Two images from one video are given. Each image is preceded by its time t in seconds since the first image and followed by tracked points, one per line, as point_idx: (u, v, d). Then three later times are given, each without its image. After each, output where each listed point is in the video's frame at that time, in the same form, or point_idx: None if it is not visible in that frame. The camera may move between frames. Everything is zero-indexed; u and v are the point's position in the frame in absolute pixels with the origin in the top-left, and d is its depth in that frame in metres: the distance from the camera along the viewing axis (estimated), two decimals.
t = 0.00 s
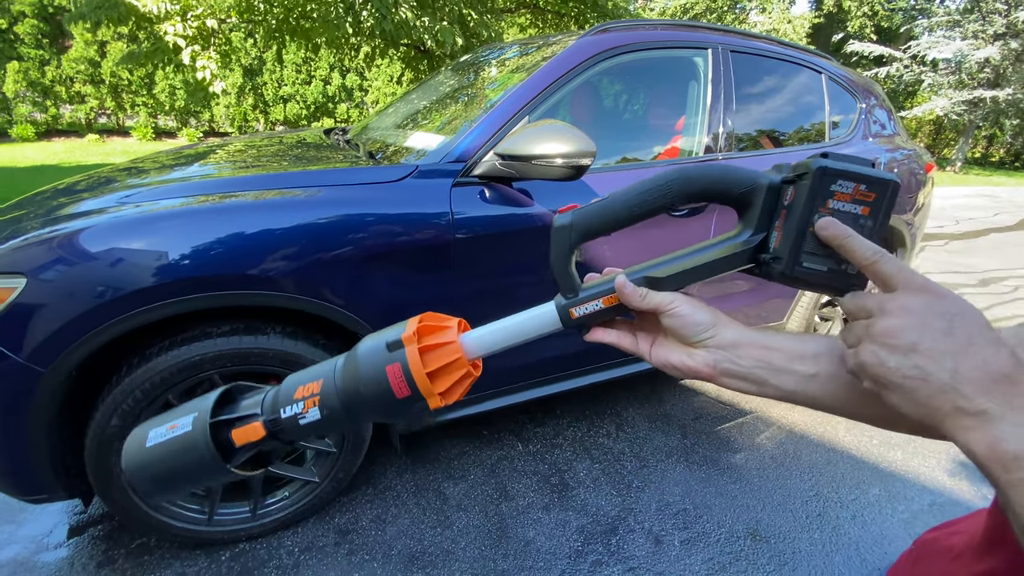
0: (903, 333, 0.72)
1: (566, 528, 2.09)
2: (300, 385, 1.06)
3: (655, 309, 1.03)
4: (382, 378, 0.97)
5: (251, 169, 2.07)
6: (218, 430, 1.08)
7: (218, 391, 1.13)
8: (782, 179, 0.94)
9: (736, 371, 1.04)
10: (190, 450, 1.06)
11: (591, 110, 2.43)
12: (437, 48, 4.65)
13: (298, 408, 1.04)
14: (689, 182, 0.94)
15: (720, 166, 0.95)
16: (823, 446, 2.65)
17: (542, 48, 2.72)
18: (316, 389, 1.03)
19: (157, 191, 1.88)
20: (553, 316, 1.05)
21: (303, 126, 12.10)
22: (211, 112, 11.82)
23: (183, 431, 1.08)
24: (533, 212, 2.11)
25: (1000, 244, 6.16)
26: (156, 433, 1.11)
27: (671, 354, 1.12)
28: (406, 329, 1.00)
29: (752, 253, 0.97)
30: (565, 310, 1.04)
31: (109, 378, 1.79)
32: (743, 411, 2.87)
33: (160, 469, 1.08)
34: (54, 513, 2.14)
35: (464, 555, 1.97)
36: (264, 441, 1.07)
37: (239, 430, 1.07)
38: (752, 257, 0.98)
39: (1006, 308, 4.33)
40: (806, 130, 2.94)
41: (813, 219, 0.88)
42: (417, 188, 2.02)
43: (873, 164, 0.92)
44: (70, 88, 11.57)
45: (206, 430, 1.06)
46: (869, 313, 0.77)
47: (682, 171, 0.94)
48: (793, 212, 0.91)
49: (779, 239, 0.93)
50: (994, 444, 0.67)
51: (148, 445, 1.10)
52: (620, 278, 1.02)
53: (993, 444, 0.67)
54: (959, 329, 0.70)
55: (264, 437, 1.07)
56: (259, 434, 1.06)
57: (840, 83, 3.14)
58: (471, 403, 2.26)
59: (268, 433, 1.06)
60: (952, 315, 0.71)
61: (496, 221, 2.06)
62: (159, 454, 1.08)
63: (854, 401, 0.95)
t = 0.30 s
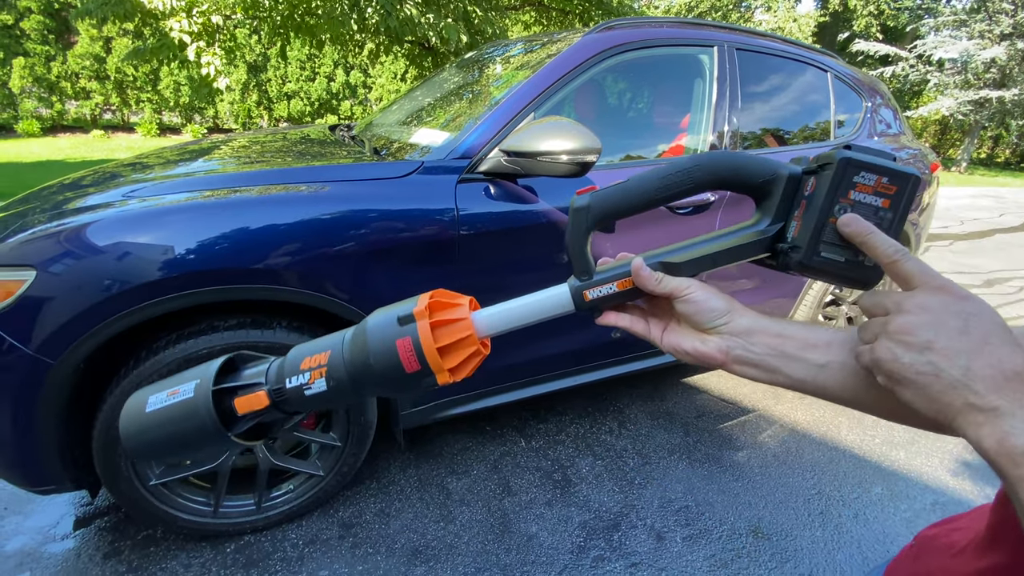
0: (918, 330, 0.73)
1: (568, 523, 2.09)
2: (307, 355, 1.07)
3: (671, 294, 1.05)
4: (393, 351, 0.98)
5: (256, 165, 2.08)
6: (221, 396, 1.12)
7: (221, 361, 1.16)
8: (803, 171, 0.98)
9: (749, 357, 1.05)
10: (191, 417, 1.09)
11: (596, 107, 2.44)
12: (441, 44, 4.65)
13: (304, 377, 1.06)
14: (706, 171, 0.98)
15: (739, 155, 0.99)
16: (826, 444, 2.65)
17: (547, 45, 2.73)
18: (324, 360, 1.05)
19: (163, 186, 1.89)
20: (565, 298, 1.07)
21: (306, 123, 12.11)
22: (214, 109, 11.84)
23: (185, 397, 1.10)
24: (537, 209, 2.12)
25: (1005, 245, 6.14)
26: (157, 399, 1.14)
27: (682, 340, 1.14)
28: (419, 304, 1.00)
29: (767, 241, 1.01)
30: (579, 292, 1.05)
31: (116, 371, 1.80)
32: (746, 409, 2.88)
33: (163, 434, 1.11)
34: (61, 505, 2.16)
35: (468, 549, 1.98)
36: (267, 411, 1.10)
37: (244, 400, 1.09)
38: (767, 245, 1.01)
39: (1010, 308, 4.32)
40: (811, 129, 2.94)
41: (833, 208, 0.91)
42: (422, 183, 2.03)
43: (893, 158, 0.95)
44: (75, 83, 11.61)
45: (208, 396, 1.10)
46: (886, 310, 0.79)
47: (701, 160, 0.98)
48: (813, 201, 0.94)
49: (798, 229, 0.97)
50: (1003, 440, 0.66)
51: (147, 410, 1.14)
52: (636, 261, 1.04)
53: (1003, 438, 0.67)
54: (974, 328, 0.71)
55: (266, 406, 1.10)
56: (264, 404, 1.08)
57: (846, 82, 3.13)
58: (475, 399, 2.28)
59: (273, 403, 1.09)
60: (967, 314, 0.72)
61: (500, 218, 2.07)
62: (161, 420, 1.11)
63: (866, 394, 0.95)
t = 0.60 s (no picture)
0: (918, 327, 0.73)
1: (568, 520, 2.10)
2: (312, 340, 1.07)
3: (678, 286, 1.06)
4: (398, 337, 0.98)
5: (257, 162, 2.08)
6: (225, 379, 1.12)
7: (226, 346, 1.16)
8: (809, 166, 0.98)
9: (753, 350, 1.08)
10: (194, 400, 1.09)
11: (597, 105, 2.43)
12: (442, 41, 4.65)
13: (308, 362, 1.05)
14: (715, 164, 0.97)
15: (748, 150, 0.99)
16: (826, 443, 2.65)
17: (548, 43, 2.73)
18: (329, 346, 1.05)
19: (164, 182, 1.89)
20: (571, 289, 1.07)
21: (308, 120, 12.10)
22: (215, 106, 11.83)
23: (187, 380, 1.10)
24: (538, 207, 2.12)
25: (1007, 245, 6.13)
26: (160, 381, 1.13)
27: (686, 331, 1.15)
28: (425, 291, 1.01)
29: (773, 236, 1.01)
30: (584, 283, 1.06)
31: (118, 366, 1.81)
32: (745, 407, 2.88)
33: (166, 416, 1.11)
34: (62, 500, 2.17)
35: (467, 545, 1.99)
36: (271, 395, 1.10)
37: (247, 384, 1.09)
38: (774, 240, 1.02)
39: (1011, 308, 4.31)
40: (813, 128, 2.94)
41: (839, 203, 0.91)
42: (423, 181, 2.03)
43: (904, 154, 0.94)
44: (76, 80, 11.60)
45: (212, 378, 1.09)
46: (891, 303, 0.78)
47: (711, 153, 0.98)
48: (820, 196, 0.94)
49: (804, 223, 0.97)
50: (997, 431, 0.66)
51: (149, 392, 1.13)
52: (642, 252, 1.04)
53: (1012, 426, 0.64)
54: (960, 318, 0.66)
55: (269, 390, 1.10)
56: (267, 387, 1.09)
57: (848, 80, 3.12)
58: (475, 396, 2.28)
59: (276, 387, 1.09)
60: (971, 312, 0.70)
61: (501, 215, 2.07)
62: (163, 403, 1.11)
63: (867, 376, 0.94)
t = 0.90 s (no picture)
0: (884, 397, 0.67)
1: (565, 518, 2.10)
2: (315, 345, 1.06)
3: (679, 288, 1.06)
4: (399, 342, 0.98)
5: (255, 159, 2.08)
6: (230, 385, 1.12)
7: (230, 350, 1.16)
8: (806, 167, 0.98)
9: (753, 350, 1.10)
10: (200, 405, 1.08)
11: (596, 103, 2.43)
12: (441, 39, 4.65)
13: (311, 367, 1.05)
14: (714, 166, 0.95)
15: (749, 150, 0.96)
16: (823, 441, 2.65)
17: (548, 41, 2.72)
18: (331, 350, 1.04)
19: (162, 180, 1.89)
20: (571, 291, 1.06)
21: (307, 118, 12.09)
22: (214, 103, 11.81)
23: (192, 385, 1.11)
24: (536, 205, 2.12)
25: (1006, 244, 6.13)
26: (165, 386, 1.14)
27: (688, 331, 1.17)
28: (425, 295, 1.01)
29: (769, 238, 1.01)
30: (583, 286, 1.04)
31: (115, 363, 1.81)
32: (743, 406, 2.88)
33: (169, 422, 1.12)
34: (60, 497, 2.17)
35: (464, 543, 1.99)
36: (276, 399, 1.10)
37: (252, 389, 1.09)
38: (770, 242, 1.02)
39: (1008, 307, 4.33)
40: (812, 126, 2.93)
41: (837, 206, 0.93)
42: (420, 179, 2.03)
43: (898, 156, 0.96)
44: (75, 77, 11.58)
45: (216, 385, 1.09)
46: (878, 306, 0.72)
47: (710, 153, 0.96)
48: (818, 198, 0.95)
49: (801, 225, 0.97)
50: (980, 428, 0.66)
51: (155, 398, 1.14)
52: (642, 254, 1.01)
53: (920, 492, 0.54)
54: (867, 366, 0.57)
55: (274, 395, 1.10)
56: (273, 393, 1.09)
57: (848, 79, 3.12)
58: (474, 394, 2.28)
59: (281, 391, 1.09)
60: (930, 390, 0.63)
61: (499, 213, 2.07)
62: (168, 408, 1.11)
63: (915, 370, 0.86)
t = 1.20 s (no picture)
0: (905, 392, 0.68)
1: (561, 517, 2.11)
2: (308, 345, 1.07)
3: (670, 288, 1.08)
4: (393, 343, 0.99)
5: (252, 158, 2.08)
6: (224, 384, 1.11)
7: (224, 350, 1.16)
8: (800, 167, 0.99)
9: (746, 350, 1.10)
10: (195, 407, 1.09)
11: (593, 102, 2.43)
12: (439, 38, 4.64)
13: (306, 368, 1.05)
14: (706, 165, 0.97)
15: (740, 150, 0.98)
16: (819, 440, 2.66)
17: (545, 40, 2.72)
18: (326, 351, 1.05)
19: (159, 179, 1.89)
20: (564, 292, 1.06)
21: (305, 116, 12.06)
22: (212, 102, 11.79)
23: (188, 387, 1.11)
24: (533, 205, 2.12)
25: (1004, 243, 6.14)
26: (161, 387, 1.14)
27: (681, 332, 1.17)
28: (418, 296, 1.01)
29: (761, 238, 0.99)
30: (576, 286, 1.05)
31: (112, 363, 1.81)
32: (740, 404, 2.88)
33: (166, 423, 1.12)
34: (58, 496, 2.17)
35: (461, 542, 2.00)
36: (272, 400, 1.11)
37: (247, 390, 1.10)
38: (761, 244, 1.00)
39: (1005, 306, 4.33)
40: (809, 126, 2.94)
41: (829, 208, 0.92)
42: (417, 178, 2.03)
43: (890, 159, 0.95)
44: (72, 75, 11.55)
45: (212, 386, 1.09)
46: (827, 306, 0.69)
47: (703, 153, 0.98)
48: (811, 200, 0.94)
49: (792, 226, 0.96)
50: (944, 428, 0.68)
51: (152, 398, 1.14)
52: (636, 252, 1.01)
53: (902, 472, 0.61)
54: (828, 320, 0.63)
55: (270, 395, 1.11)
56: (267, 394, 1.09)
57: (845, 78, 3.13)
58: (470, 394, 2.29)
59: (276, 392, 1.09)
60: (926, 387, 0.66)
61: (496, 213, 2.07)
62: (165, 409, 1.12)
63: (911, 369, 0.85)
